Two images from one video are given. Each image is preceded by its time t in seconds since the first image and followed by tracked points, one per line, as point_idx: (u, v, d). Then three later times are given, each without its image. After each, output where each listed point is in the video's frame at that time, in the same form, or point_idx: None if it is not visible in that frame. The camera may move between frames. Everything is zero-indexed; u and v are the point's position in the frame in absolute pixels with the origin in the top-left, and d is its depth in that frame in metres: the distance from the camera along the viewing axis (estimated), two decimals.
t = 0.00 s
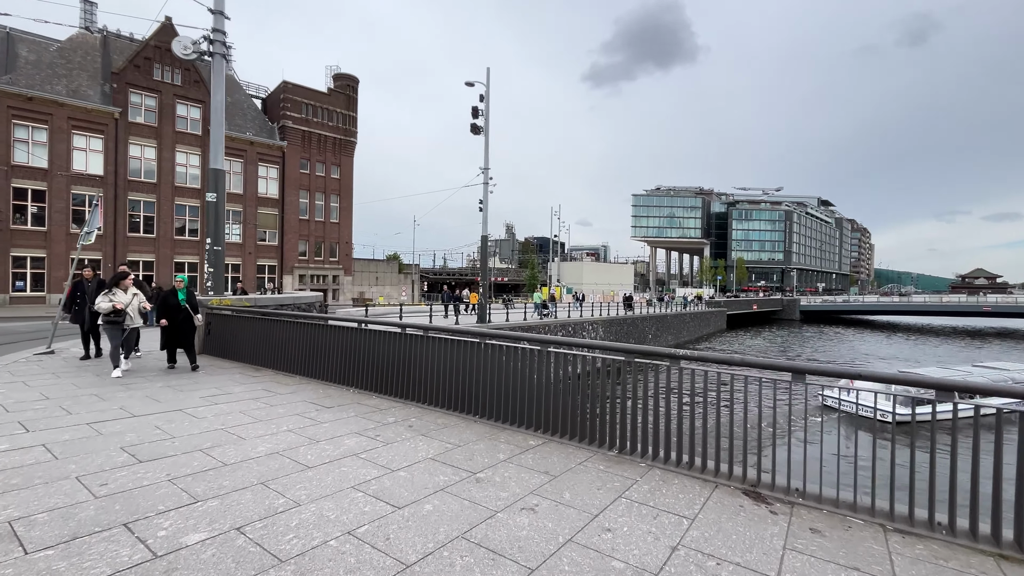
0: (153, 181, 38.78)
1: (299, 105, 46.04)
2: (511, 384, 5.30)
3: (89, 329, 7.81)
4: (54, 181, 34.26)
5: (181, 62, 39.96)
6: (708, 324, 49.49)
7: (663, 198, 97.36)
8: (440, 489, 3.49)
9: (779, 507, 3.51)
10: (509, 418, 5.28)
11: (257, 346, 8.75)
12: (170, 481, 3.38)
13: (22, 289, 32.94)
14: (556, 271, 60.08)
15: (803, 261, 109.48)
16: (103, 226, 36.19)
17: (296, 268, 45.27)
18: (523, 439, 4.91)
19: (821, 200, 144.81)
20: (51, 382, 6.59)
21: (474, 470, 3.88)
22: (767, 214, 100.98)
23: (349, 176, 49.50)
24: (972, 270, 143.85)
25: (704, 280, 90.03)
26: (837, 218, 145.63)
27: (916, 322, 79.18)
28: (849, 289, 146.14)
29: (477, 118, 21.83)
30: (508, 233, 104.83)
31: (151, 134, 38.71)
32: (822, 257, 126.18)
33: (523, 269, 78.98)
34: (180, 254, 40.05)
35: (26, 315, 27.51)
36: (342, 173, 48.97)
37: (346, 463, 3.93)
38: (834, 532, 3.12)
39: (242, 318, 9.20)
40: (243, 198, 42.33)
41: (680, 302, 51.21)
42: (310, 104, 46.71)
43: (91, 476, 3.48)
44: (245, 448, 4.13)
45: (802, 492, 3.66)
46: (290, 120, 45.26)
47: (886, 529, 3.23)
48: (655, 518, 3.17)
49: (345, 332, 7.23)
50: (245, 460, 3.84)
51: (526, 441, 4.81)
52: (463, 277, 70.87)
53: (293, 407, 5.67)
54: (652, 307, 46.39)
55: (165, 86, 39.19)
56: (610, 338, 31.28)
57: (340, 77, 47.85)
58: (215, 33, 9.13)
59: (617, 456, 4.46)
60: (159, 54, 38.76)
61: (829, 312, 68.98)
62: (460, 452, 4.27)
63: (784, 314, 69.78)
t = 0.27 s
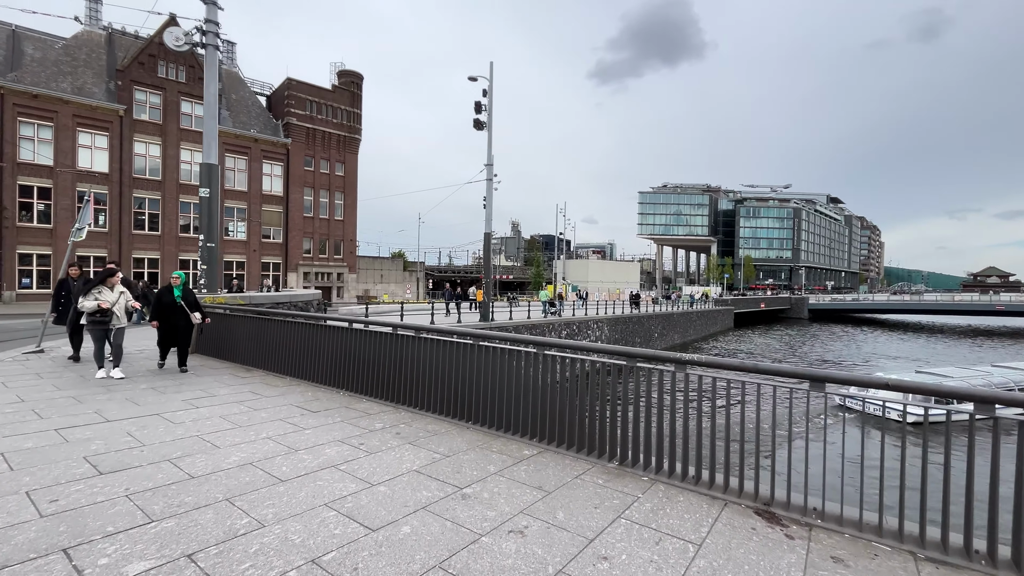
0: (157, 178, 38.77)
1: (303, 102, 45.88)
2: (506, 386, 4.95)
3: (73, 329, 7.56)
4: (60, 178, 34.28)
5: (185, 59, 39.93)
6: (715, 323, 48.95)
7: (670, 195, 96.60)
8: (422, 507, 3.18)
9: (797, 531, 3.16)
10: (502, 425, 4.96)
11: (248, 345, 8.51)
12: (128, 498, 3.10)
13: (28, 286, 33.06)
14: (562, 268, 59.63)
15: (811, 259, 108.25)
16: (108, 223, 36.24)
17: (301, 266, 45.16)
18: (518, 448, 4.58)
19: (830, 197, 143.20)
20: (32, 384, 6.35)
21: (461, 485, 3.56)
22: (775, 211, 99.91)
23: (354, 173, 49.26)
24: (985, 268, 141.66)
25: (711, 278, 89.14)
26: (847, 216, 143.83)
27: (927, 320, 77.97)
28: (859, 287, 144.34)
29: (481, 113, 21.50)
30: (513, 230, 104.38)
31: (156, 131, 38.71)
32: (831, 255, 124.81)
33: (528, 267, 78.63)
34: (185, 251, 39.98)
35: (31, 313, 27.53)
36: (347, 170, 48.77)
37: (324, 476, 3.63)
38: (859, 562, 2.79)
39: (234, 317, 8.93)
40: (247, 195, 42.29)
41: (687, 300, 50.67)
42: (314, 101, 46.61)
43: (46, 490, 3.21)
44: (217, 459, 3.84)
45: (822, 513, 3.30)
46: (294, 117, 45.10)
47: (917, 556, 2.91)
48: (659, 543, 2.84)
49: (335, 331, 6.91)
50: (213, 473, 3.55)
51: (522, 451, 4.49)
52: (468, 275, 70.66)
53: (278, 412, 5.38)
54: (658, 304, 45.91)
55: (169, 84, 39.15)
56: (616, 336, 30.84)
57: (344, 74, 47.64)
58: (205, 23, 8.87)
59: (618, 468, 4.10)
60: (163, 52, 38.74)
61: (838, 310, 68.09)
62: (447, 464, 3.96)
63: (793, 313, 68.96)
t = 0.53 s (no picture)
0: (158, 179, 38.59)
1: (304, 102, 45.66)
2: (497, 394, 4.60)
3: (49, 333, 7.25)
4: (60, 180, 34.13)
5: (185, 60, 39.74)
6: (719, 323, 48.44)
7: (673, 195, 96.05)
8: (397, 534, 2.84)
9: (820, 562, 2.80)
10: (491, 436, 4.61)
11: (234, 349, 8.21)
12: (68, 527, 2.77)
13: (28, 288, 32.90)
14: (564, 268, 59.25)
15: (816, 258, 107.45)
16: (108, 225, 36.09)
17: (302, 267, 44.92)
18: (511, 462, 4.24)
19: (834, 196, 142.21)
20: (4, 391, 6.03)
21: (444, 507, 3.22)
22: (779, 210, 99.21)
23: (355, 174, 49.01)
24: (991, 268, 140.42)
25: (714, 277, 88.56)
26: (851, 215, 142.88)
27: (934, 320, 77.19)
28: (864, 287, 143.35)
29: (480, 110, 21.17)
30: (516, 231, 104.03)
31: (156, 132, 38.58)
32: (836, 254, 123.95)
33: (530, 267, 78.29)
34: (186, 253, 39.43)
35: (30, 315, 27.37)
36: (347, 171, 48.52)
37: (294, 496, 3.29)
38: None
39: (220, 320, 8.65)
40: (248, 196, 42.12)
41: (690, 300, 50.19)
42: (315, 102, 46.40)
43: None
44: (178, 477, 3.52)
45: (847, 540, 2.94)
46: (295, 118, 44.89)
47: None
48: None
49: (320, 335, 6.59)
50: (170, 494, 3.23)
51: (514, 465, 4.14)
52: (470, 275, 70.35)
53: (256, 422, 5.04)
54: (661, 305, 45.47)
55: (169, 85, 39.08)
56: (618, 337, 30.45)
57: (345, 74, 47.37)
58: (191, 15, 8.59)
59: (619, 486, 3.75)
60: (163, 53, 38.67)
61: (844, 310, 67.46)
62: (431, 482, 3.62)
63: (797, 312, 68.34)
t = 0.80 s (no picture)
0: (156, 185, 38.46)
1: (302, 106, 45.45)
2: (485, 408, 4.27)
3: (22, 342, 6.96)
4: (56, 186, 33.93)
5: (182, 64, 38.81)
6: (721, 325, 48.09)
7: (674, 196, 95.84)
8: None
9: None
10: (478, 453, 4.28)
11: (217, 357, 7.92)
12: None
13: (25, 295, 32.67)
14: (564, 271, 58.86)
15: (817, 259, 107.04)
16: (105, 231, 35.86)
17: (301, 271, 44.64)
18: (498, 482, 3.93)
19: (835, 197, 141.89)
20: None
21: (419, 543, 2.89)
22: (780, 211, 98.89)
23: (353, 177, 48.70)
24: (994, 267, 139.52)
25: (716, 278, 88.12)
26: (852, 215, 142.35)
27: (936, 320, 76.67)
28: (865, 287, 142.82)
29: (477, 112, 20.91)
30: (516, 233, 103.70)
31: (153, 137, 38.43)
32: (837, 255, 123.51)
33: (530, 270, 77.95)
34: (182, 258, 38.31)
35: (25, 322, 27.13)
36: (346, 175, 48.27)
37: (254, 529, 2.99)
38: None
39: (204, 328, 8.37)
40: (246, 201, 41.93)
41: (692, 302, 49.77)
42: (313, 105, 46.12)
43: None
44: (130, 507, 3.21)
45: None
46: (293, 122, 44.72)
47: None
48: None
49: (304, 343, 6.26)
50: (115, 529, 2.90)
51: (503, 486, 3.82)
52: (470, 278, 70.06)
53: (230, 438, 4.75)
54: (662, 307, 45.14)
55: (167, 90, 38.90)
56: (619, 340, 30.03)
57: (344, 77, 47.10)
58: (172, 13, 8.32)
59: (616, 512, 3.41)
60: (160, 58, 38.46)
61: (846, 310, 67.04)
62: (408, 510, 3.29)
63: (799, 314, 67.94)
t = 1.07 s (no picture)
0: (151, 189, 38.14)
1: (298, 108, 45.17)
2: (465, 415, 3.94)
3: None
4: (50, 189, 33.63)
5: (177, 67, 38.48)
6: (721, 327, 47.75)
7: (673, 198, 95.65)
8: None
9: None
10: (457, 464, 3.95)
11: (194, 362, 7.59)
12: None
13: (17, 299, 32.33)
14: (563, 273, 58.51)
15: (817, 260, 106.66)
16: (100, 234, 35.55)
17: (298, 274, 44.29)
18: (478, 496, 3.60)
19: (834, 197, 141.67)
20: None
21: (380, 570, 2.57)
22: (779, 212, 98.63)
23: (350, 180, 48.35)
24: (994, 267, 139.03)
25: (715, 280, 87.86)
26: (852, 215, 142.06)
27: (938, 320, 76.16)
28: (866, 288, 142.31)
29: (472, 111, 20.64)
30: (515, 236, 103.45)
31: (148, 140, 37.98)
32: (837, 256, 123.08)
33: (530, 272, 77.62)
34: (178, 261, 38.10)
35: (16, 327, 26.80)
36: (343, 177, 47.88)
37: (197, 553, 2.67)
38: None
39: (182, 331, 8.05)
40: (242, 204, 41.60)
41: (692, 303, 49.43)
42: (310, 107, 45.79)
43: None
44: (61, 528, 2.88)
45: None
46: (289, 124, 44.43)
47: None
48: None
49: (280, 346, 5.92)
50: (38, 555, 2.58)
51: (482, 501, 3.50)
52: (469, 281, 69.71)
53: (194, 449, 4.41)
54: (662, 308, 44.81)
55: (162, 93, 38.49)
56: (618, 342, 29.66)
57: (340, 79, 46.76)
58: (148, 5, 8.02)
59: (604, 530, 3.08)
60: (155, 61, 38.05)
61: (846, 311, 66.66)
62: (373, 530, 2.97)
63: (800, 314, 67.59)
